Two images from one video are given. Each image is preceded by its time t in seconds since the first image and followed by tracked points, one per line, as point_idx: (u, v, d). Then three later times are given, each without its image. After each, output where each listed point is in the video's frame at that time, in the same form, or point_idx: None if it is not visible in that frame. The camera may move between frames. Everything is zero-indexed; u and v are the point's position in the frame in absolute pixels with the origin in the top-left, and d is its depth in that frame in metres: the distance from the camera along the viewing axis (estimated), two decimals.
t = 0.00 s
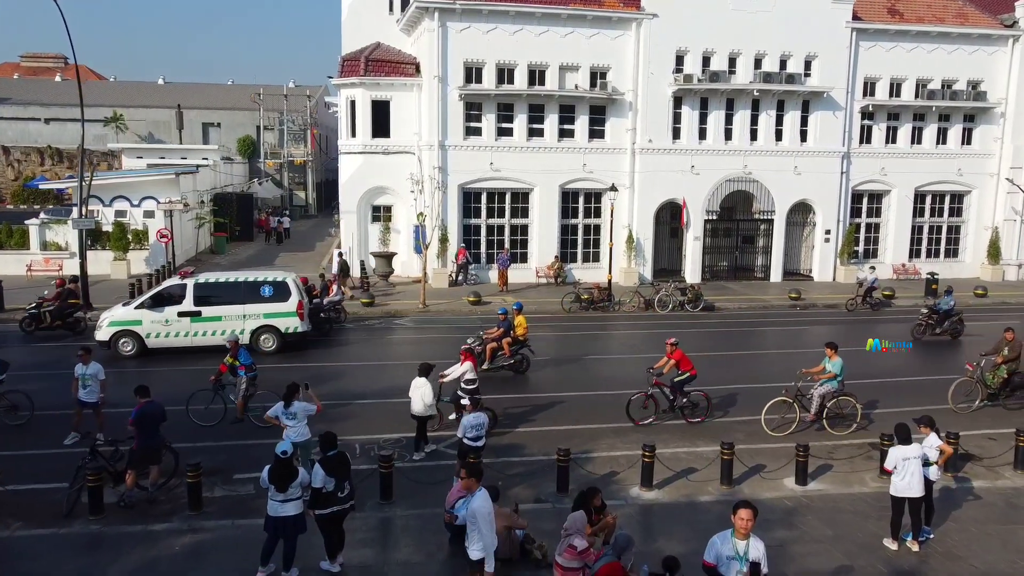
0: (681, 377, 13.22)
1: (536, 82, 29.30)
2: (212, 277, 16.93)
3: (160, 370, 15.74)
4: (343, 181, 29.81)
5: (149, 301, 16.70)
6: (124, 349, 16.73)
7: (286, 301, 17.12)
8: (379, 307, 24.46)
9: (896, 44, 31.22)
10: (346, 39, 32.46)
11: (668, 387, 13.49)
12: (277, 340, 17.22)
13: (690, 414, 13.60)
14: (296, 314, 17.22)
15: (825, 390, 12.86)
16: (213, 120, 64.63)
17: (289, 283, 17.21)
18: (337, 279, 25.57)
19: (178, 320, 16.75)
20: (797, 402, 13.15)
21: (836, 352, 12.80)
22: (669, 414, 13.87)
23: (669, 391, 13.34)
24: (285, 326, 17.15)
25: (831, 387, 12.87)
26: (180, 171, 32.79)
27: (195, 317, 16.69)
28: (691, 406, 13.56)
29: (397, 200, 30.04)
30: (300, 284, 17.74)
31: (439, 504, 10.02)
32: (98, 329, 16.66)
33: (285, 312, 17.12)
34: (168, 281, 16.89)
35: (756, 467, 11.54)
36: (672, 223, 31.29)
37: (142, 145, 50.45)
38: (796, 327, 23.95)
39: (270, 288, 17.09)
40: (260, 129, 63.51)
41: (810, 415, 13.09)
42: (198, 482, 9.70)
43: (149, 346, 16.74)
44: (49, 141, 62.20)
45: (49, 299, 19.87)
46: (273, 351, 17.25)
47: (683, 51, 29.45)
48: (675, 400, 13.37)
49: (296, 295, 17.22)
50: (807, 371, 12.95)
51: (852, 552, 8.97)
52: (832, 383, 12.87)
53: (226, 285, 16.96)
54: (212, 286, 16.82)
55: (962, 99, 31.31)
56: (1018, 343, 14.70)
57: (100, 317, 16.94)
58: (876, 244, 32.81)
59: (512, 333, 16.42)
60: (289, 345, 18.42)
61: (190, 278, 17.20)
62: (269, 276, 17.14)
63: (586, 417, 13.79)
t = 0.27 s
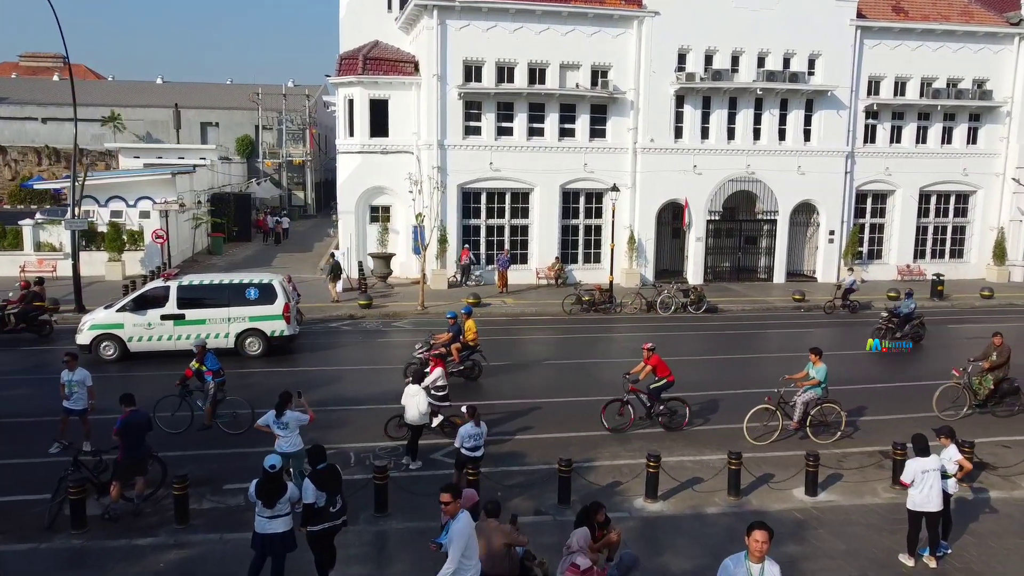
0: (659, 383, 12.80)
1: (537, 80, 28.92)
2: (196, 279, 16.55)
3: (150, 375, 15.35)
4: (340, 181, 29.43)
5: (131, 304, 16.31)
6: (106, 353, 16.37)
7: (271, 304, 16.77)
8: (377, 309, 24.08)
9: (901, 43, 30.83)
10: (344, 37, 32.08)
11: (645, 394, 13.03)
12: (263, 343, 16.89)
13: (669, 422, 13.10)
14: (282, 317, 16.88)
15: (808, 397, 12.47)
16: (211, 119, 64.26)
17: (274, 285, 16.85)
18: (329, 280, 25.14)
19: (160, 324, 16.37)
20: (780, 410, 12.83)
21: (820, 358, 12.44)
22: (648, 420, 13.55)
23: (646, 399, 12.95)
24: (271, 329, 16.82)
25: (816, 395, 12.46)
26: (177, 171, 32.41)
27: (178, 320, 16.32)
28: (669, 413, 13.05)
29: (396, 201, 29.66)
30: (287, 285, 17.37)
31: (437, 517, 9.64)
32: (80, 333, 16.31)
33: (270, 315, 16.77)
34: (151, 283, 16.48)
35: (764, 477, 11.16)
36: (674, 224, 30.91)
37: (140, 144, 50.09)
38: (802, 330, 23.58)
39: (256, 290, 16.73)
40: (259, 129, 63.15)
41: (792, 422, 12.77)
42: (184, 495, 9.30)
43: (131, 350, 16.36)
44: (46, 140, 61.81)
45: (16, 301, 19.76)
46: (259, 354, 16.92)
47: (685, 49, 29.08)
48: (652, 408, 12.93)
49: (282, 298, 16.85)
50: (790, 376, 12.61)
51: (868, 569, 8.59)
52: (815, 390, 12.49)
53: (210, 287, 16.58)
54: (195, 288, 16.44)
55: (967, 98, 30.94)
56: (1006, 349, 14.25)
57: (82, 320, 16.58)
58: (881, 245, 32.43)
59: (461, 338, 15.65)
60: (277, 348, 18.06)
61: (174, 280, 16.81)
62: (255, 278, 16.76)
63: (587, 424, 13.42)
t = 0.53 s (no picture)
0: (633, 390, 12.38)
1: (537, 79, 28.54)
2: (179, 281, 16.16)
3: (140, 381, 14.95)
4: (338, 181, 29.03)
5: (112, 307, 15.87)
6: (87, 358, 15.93)
7: (257, 308, 16.40)
8: (375, 312, 23.69)
9: (907, 41, 30.43)
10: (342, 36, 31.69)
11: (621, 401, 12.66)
12: (248, 347, 16.52)
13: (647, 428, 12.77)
14: (268, 320, 16.52)
15: (793, 406, 11.93)
16: (209, 119, 63.87)
17: (260, 288, 16.48)
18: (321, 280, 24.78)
19: (143, 327, 15.95)
20: (763, 418, 12.25)
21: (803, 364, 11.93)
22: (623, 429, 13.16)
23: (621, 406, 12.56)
24: (256, 333, 16.46)
25: (799, 403, 11.92)
26: (172, 171, 32.00)
27: (162, 324, 15.91)
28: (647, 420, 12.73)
29: (394, 201, 29.27)
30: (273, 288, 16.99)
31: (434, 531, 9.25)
32: (59, 337, 15.85)
33: (256, 319, 16.42)
34: (134, 286, 16.04)
35: (773, 488, 10.77)
36: (676, 225, 30.52)
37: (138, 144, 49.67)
38: (807, 332, 23.20)
39: (241, 293, 16.35)
40: (257, 129, 62.76)
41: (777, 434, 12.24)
42: (169, 509, 8.90)
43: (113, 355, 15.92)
44: (43, 140, 61.36)
45: None
46: (245, 359, 16.56)
47: (688, 48, 28.69)
48: (628, 415, 12.55)
49: (268, 301, 16.49)
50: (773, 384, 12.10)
51: None
52: (798, 399, 11.95)
53: (195, 290, 16.20)
54: (179, 291, 16.06)
55: (973, 97, 30.55)
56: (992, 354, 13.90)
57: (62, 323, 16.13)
58: (885, 246, 32.03)
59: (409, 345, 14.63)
60: (267, 353, 17.66)
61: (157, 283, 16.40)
62: (241, 281, 16.40)
63: (587, 431, 13.03)
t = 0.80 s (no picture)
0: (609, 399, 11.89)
1: (538, 78, 28.15)
2: (163, 284, 15.78)
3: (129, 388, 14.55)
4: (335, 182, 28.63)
5: (94, 311, 15.46)
6: (68, 363, 15.51)
7: (244, 311, 16.04)
8: (373, 314, 23.29)
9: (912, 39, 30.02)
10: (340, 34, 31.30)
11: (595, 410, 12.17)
12: (234, 352, 16.16)
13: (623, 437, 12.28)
14: (254, 324, 16.15)
15: (774, 417, 11.52)
16: (207, 119, 63.48)
17: (246, 291, 16.09)
18: (315, 283, 24.34)
19: (126, 332, 15.54)
20: (744, 429, 11.77)
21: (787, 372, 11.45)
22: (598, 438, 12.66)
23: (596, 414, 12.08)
24: (242, 337, 16.09)
25: (781, 412, 11.50)
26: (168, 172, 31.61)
27: (145, 329, 15.52)
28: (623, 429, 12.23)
29: (392, 202, 28.88)
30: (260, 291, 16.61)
31: (431, 548, 8.85)
32: (40, 341, 15.44)
33: (242, 323, 16.06)
34: (117, 289, 15.64)
35: (783, 501, 10.37)
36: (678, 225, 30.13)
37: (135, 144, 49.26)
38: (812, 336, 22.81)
39: (227, 297, 15.98)
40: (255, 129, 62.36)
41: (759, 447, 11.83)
42: (153, 525, 8.50)
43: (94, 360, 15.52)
44: (40, 140, 60.95)
45: None
46: (231, 363, 16.20)
47: (690, 46, 28.29)
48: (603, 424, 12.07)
49: (254, 304, 16.11)
50: (755, 393, 11.65)
51: None
52: (781, 407, 11.53)
53: (179, 293, 15.82)
54: (162, 294, 15.67)
55: (979, 96, 30.14)
56: (978, 361, 13.59)
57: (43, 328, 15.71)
58: (890, 247, 31.62)
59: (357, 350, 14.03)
60: (258, 358, 17.28)
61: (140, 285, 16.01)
62: (226, 284, 16.03)
63: (588, 440, 12.63)
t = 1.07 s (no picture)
0: (582, 407, 11.45)
1: (538, 77, 27.74)
2: (147, 288, 15.37)
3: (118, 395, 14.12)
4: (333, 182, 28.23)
5: (75, 315, 15.07)
6: (50, 368, 15.15)
7: (230, 315, 15.58)
8: (370, 317, 22.87)
9: (917, 38, 29.61)
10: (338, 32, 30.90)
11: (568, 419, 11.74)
12: (221, 356, 15.72)
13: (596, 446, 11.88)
14: (241, 328, 15.69)
15: (755, 426, 11.06)
16: (205, 118, 63.09)
17: (233, 294, 15.64)
18: (307, 284, 23.89)
19: (109, 336, 15.18)
20: (724, 438, 11.38)
21: (768, 379, 11.06)
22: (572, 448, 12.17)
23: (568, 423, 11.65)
24: (228, 342, 15.65)
25: (762, 421, 11.07)
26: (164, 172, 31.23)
27: (128, 333, 15.15)
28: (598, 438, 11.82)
29: (390, 202, 28.48)
30: (248, 294, 16.16)
31: (427, 567, 8.42)
32: (21, 346, 15.06)
33: (228, 327, 15.60)
34: (98, 291, 15.25)
35: (794, 514, 9.95)
36: (681, 226, 29.74)
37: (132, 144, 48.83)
38: (818, 338, 22.40)
39: (213, 300, 15.53)
40: (253, 128, 61.97)
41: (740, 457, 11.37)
42: (135, 544, 8.07)
43: (77, 365, 15.15)
44: (37, 140, 60.52)
45: None
46: (217, 369, 15.75)
47: (693, 44, 27.87)
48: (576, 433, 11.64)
49: (241, 308, 15.65)
50: (736, 401, 11.21)
51: None
52: (762, 415, 11.09)
53: (164, 297, 15.40)
54: (146, 298, 15.26)
55: (986, 95, 29.70)
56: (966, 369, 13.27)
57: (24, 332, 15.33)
58: (895, 247, 31.20)
59: (301, 358, 13.49)
60: (249, 362, 16.86)
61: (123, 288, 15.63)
62: (213, 287, 15.59)
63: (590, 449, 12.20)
